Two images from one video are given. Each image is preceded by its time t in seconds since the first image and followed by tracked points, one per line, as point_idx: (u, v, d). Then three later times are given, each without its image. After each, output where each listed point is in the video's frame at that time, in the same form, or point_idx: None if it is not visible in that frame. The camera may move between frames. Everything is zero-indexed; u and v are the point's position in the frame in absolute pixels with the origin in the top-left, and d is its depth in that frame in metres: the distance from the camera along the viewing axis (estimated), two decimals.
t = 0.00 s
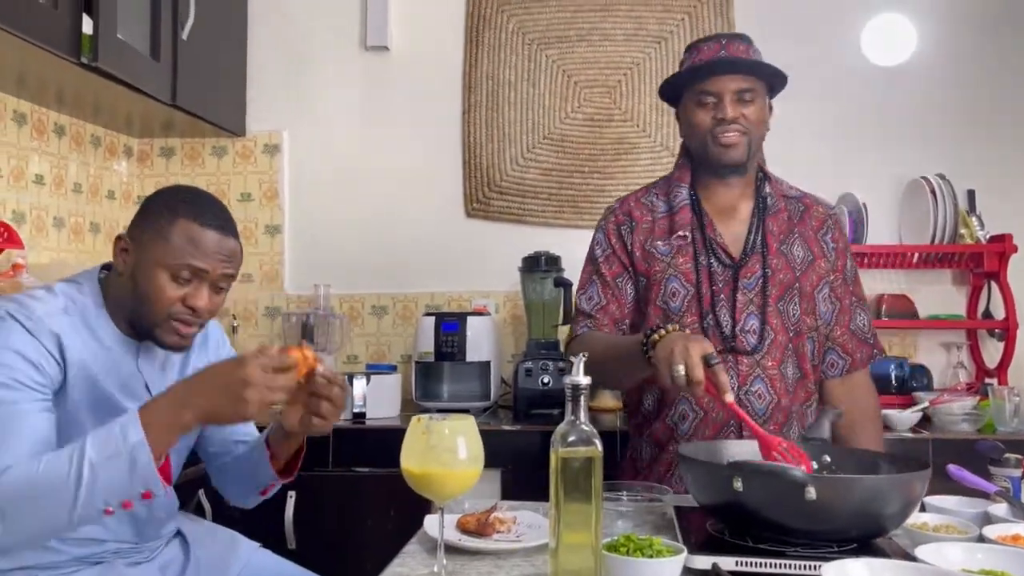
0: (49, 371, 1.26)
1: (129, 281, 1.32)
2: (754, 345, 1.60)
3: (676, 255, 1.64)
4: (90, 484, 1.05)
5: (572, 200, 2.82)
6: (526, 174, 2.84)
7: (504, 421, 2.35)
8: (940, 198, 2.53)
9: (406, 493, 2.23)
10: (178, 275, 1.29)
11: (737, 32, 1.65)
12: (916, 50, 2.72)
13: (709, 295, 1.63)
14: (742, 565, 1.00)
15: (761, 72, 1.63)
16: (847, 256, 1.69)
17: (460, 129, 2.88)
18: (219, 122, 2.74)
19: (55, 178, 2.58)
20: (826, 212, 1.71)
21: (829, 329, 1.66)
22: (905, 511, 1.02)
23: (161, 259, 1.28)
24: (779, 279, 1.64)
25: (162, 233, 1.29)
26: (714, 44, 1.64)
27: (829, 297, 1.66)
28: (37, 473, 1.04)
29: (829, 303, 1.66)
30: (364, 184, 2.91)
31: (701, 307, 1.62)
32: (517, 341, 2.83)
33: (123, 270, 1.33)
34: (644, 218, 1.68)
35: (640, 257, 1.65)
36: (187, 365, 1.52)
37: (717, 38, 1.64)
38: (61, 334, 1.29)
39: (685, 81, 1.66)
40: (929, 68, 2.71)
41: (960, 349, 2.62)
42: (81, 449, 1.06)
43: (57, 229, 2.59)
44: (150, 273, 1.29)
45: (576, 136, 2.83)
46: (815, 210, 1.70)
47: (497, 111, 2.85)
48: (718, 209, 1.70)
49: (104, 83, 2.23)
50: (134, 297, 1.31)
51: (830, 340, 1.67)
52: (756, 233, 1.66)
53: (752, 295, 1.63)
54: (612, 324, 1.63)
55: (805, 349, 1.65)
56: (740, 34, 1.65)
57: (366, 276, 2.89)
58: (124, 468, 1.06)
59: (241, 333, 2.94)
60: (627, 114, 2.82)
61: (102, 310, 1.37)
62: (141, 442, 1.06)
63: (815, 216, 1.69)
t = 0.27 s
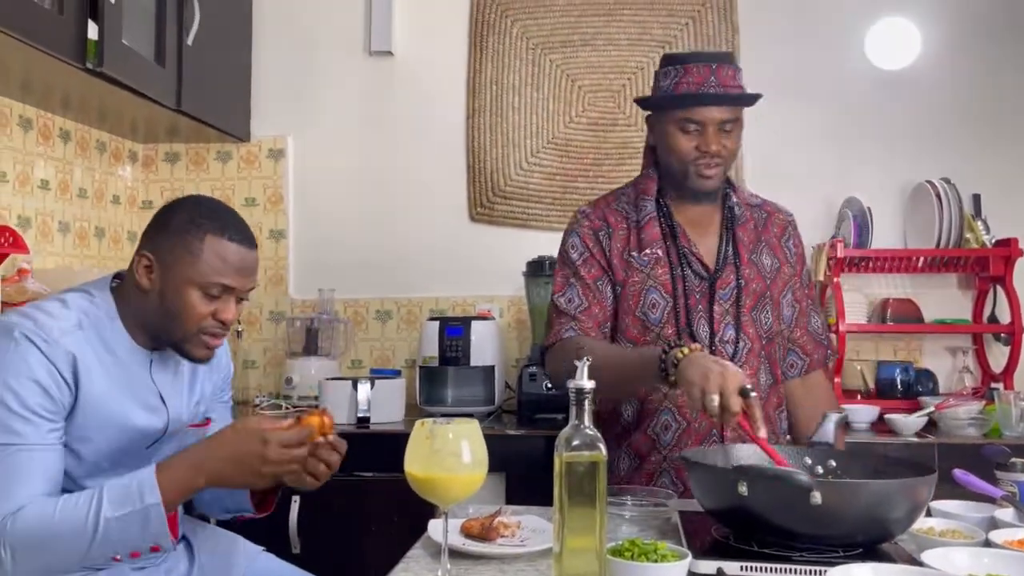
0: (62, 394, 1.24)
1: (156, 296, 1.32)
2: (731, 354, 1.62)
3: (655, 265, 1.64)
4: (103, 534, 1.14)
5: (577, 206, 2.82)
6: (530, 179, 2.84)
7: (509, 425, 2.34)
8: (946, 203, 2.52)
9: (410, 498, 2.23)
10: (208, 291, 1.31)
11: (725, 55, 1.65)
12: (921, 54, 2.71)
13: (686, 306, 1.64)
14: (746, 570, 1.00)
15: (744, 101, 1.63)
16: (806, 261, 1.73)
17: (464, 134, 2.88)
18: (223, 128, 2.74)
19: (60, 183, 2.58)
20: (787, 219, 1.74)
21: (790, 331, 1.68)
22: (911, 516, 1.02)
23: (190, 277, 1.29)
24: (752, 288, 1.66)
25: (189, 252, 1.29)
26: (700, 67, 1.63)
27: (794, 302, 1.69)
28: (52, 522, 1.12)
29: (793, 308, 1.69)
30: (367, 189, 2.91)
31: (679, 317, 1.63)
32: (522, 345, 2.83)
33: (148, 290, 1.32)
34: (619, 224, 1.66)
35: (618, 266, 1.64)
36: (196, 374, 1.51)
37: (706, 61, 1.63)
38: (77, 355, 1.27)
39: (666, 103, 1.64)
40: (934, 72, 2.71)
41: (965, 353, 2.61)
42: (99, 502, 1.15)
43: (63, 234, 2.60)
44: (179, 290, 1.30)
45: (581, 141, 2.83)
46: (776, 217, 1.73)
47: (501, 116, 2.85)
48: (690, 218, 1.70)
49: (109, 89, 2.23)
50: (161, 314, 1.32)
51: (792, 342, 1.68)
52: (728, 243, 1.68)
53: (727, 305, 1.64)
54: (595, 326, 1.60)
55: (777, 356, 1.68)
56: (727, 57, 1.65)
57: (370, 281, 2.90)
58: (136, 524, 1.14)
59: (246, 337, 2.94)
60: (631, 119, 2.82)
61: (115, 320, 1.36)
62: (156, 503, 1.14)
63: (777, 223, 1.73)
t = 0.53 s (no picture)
0: (74, 394, 1.24)
1: (173, 300, 1.32)
2: (730, 355, 1.63)
3: (653, 269, 1.63)
4: (110, 518, 1.16)
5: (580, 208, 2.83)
6: (533, 181, 2.84)
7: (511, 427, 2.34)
8: (949, 205, 2.51)
9: (413, 500, 2.22)
10: (223, 290, 1.32)
11: (720, 55, 1.65)
12: (924, 57, 2.71)
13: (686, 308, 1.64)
14: (749, 572, 0.99)
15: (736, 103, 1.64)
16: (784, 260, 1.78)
17: (467, 136, 2.88)
18: (226, 130, 2.75)
19: (63, 185, 2.59)
20: (767, 219, 1.77)
21: (772, 330, 1.72)
22: (914, 518, 1.02)
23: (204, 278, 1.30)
24: (745, 289, 1.68)
25: (202, 253, 1.30)
26: (696, 67, 1.63)
27: (777, 301, 1.74)
28: (59, 515, 1.12)
29: (775, 306, 1.73)
30: (370, 191, 2.91)
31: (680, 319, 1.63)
32: (525, 347, 2.83)
33: (164, 295, 1.32)
34: (613, 227, 1.66)
35: (615, 269, 1.63)
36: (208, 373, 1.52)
37: (701, 61, 1.64)
38: (88, 355, 1.27)
39: (660, 103, 1.64)
40: (936, 74, 2.71)
41: (969, 356, 2.61)
42: (101, 488, 1.16)
43: (66, 236, 2.60)
44: (194, 291, 1.30)
45: (584, 143, 2.83)
46: (758, 218, 1.76)
47: (503, 119, 2.85)
48: (680, 217, 1.71)
49: (111, 91, 2.24)
50: (178, 316, 1.32)
51: (768, 342, 1.72)
52: (720, 245, 1.69)
53: (724, 306, 1.65)
54: (586, 330, 1.58)
55: (765, 355, 1.71)
56: (722, 57, 1.66)
57: (373, 283, 2.90)
58: (142, 502, 1.17)
59: (249, 339, 2.94)
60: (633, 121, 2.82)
61: (126, 319, 1.35)
62: (158, 482, 1.17)
63: (759, 224, 1.75)
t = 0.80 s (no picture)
0: (82, 392, 1.23)
1: (180, 299, 1.31)
2: (734, 358, 1.62)
3: (656, 269, 1.62)
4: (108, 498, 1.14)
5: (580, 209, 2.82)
6: (534, 182, 2.84)
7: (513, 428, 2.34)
8: (951, 206, 2.51)
9: (414, 500, 2.22)
10: (227, 281, 1.31)
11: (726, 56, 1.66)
12: (925, 58, 2.71)
13: (689, 310, 1.63)
14: (751, 572, 0.99)
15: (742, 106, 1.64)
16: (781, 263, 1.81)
17: (468, 137, 2.88)
18: (228, 130, 2.75)
19: (65, 186, 2.59)
20: (767, 222, 1.80)
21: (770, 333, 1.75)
22: (914, 518, 1.02)
23: (206, 272, 1.30)
24: (748, 290, 1.68)
25: (202, 247, 1.30)
26: (705, 68, 1.63)
27: (774, 304, 1.76)
28: (60, 508, 1.11)
29: (774, 309, 1.75)
30: (371, 192, 2.91)
31: (683, 321, 1.62)
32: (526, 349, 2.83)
33: (170, 296, 1.31)
34: (616, 226, 1.65)
35: (616, 269, 1.62)
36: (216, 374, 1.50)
37: (709, 62, 1.64)
38: (97, 353, 1.25)
39: (668, 105, 1.64)
40: (938, 75, 2.71)
41: (971, 357, 2.61)
42: (98, 475, 1.14)
43: (68, 236, 2.61)
44: (201, 287, 1.30)
45: (585, 145, 2.83)
46: (759, 220, 1.78)
47: (505, 119, 2.85)
48: (684, 217, 1.71)
49: (113, 91, 2.24)
50: (186, 314, 1.32)
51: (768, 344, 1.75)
52: (724, 247, 1.70)
53: (727, 308, 1.64)
54: (570, 325, 1.58)
55: (763, 358, 1.73)
56: (728, 58, 1.66)
57: (374, 284, 2.90)
58: (137, 475, 1.16)
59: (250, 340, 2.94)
60: (634, 122, 2.82)
61: (134, 317, 1.33)
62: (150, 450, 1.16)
63: (760, 226, 1.77)
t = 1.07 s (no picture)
0: (80, 394, 1.23)
1: (175, 306, 1.30)
2: (749, 358, 1.62)
3: (673, 268, 1.63)
4: (103, 501, 1.13)
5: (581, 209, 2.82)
6: (535, 182, 2.84)
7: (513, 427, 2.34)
8: (952, 206, 2.51)
9: (414, 499, 2.22)
10: (225, 294, 1.30)
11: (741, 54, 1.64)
12: (926, 58, 2.71)
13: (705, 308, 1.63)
14: (751, 571, 0.99)
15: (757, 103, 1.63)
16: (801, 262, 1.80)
17: (468, 137, 2.88)
18: (229, 130, 2.75)
19: (66, 185, 2.59)
20: (786, 222, 1.79)
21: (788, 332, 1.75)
22: (915, 518, 1.02)
23: (205, 284, 1.28)
24: (765, 289, 1.68)
25: (200, 258, 1.28)
26: (717, 67, 1.61)
27: (793, 303, 1.76)
28: (54, 509, 1.11)
29: (792, 307, 1.75)
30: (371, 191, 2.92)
31: (700, 319, 1.62)
32: (527, 348, 2.83)
33: (165, 302, 1.30)
34: (634, 226, 1.65)
35: (635, 268, 1.63)
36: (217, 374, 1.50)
37: (723, 61, 1.62)
38: (95, 355, 1.26)
39: (683, 105, 1.63)
40: (939, 75, 2.70)
41: (971, 357, 2.60)
42: (91, 477, 1.13)
43: (69, 236, 2.61)
44: (198, 296, 1.28)
45: (586, 145, 2.83)
46: (777, 220, 1.77)
47: (506, 119, 2.85)
48: (701, 217, 1.70)
49: (114, 91, 2.24)
50: (182, 321, 1.31)
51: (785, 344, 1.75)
52: (741, 245, 1.69)
53: (744, 308, 1.64)
54: (598, 328, 1.57)
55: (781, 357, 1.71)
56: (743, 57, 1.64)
57: (375, 283, 2.90)
58: (131, 479, 1.15)
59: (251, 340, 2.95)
60: (637, 122, 2.82)
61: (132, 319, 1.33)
62: (144, 454, 1.15)
63: (778, 225, 1.77)
